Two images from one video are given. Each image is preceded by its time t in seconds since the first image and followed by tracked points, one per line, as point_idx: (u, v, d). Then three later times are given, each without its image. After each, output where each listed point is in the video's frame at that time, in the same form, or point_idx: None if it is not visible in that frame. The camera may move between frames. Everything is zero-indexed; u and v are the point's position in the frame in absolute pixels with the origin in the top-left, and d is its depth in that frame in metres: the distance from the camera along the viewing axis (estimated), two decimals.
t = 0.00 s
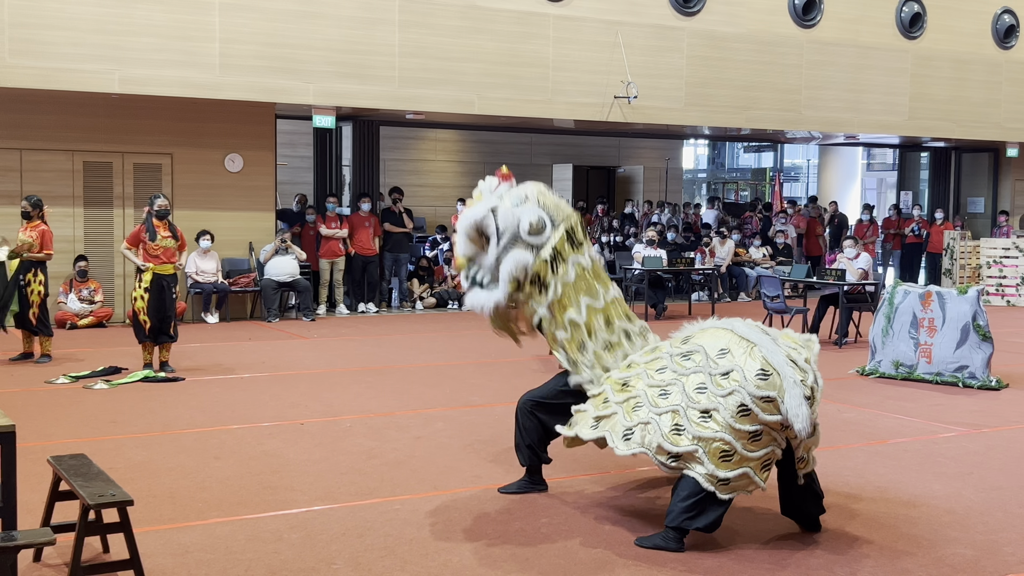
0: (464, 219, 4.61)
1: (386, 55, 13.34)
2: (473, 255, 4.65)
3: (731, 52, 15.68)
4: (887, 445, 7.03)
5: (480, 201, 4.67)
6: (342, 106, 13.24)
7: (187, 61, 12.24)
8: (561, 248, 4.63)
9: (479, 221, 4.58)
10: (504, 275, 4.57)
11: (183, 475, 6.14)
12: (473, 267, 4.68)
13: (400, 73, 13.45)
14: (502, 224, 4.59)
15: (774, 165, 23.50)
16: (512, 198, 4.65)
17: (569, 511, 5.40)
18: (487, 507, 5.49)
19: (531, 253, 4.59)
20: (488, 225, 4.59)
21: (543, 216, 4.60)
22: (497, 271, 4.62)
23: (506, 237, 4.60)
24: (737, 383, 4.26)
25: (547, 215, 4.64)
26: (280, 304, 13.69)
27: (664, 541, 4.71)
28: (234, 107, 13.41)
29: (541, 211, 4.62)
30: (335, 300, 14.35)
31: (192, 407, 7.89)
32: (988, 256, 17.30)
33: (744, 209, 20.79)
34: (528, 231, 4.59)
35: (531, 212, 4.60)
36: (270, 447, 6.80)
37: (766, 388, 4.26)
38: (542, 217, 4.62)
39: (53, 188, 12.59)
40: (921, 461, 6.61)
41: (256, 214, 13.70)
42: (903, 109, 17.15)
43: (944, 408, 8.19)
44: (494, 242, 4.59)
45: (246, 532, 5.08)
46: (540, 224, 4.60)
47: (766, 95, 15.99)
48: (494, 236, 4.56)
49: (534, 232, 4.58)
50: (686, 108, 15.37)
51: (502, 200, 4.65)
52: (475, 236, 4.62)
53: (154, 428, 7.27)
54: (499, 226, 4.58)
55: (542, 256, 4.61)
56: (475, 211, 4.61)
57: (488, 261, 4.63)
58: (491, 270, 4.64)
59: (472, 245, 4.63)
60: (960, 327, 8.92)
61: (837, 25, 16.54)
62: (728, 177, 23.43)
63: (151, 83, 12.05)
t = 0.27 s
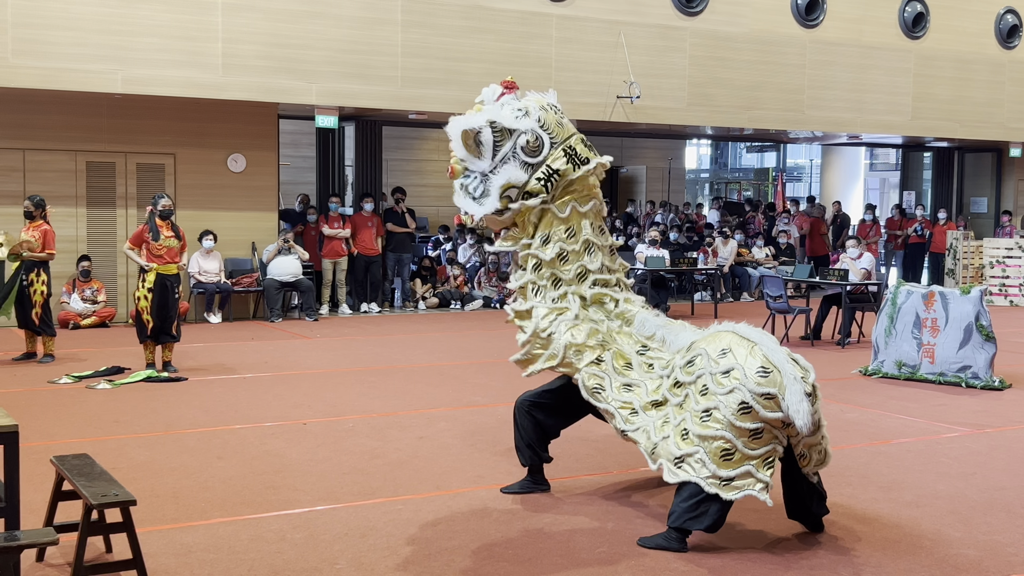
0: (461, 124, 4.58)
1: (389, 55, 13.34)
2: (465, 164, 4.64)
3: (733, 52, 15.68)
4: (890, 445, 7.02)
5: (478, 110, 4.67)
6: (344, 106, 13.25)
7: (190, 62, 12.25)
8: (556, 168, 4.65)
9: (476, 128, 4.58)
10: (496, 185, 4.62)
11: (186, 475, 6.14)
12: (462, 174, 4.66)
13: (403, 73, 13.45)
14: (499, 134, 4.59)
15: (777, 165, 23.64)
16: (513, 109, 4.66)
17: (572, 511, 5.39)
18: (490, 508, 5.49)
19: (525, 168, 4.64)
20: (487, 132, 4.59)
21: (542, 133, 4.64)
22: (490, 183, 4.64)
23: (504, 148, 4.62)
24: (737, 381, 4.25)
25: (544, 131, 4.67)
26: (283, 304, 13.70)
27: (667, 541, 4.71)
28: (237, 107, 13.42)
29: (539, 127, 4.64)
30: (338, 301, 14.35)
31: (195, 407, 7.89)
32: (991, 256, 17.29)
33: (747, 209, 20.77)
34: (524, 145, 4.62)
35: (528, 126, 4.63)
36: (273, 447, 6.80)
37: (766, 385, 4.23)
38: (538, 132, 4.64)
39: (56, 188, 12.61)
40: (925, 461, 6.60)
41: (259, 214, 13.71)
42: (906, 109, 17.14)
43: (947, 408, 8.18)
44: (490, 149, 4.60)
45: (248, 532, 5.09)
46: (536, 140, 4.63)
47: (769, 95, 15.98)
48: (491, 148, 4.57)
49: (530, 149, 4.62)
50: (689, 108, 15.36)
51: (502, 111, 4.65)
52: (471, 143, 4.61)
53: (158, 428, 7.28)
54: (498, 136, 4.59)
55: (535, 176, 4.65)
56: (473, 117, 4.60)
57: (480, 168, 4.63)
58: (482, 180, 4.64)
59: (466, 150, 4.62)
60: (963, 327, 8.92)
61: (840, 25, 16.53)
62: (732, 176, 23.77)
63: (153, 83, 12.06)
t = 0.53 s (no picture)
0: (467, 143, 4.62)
1: (390, 55, 13.34)
2: (470, 182, 4.70)
3: (734, 51, 15.67)
4: (891, 445, 7.02)
5: (485, 129, 4.71)
6: (345, 106, 13.25)
7: (191, 61, 12.25)
8: (561, 191, 4.70)
9: (482, 149, 4.63)
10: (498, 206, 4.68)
11: (187, 475, 6.14)
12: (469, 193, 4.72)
13: (404, 73, 13.46)
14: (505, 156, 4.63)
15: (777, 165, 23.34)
16: (520, 130, 4.70)
17: (572, 511, 5.39)
18: (491, 508, 5.48)
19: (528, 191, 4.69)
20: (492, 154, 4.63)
21: (547, 156, 4.67)
22: (493, 203, 4.70)
23: (508, 170, 4.66)
24: (737, 380, 4.25)
25: (551, 152, 4.70)
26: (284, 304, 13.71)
27: (668, 541, 4.71)
28: (238, 107, 13.42)
29: (545, 150, 4.67)
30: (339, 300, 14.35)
31: (196, 408, 7.89)
32: (992, 256, 17.29)
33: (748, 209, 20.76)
34: (530, 168, 4.66)
35: (534, 150, 4.66)
36: (274, 447, 6.80)
37: (766, 384, 4.23)
38: (544, 155, 4.67)
39: (57, 188, 12.61)
40: (926, 461, 6.60)
41: (260, 214, 13.71)
42: (907, 109, 17.13)
43: (948, 408, 8.17)
44: (495, 171, 4.65)
45: (249, 532, 5.09)
46: (543, 164, 4.66)
47: (770, 95, 15.97)
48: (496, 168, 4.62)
49: (536, 171, 4.66)
50: (690, 108, 15.36)
51: (509, 132, 4.70)
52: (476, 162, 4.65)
53: (158, 428, 7.27)
54: (503, 157, 4.64)
55: (540, 197, 4.71)
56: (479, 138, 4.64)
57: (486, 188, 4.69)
58: (487, 200, 4.71)
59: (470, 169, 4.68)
60: (964, 327, 8.91)
61: (841, 25, 16.53)
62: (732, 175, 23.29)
63: (154, 83, 12.06)
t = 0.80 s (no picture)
0: (465, 151, 4.72)
1: (391, 55, 13.34)
2: (472, 187, 4.76)
3: (735, 51, 15.67)
4: (891, 445, 7.02)
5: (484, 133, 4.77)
6: (346, 106, 13.24)
7: (192, 62, 12.25)
8: (560, 187, 4.67)
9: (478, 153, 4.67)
10: (497, 206, 4.66)
11: (187, 475, 6.14)
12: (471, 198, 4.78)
13: (404, 73, 13.46)
14: (499, 158, 4.65)
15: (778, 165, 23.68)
16: (517, 130, 4.72)
17: (573, 511, 5.39)
18: (491, 508, 5.49)
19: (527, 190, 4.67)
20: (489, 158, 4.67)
21: (544, 153, 4.66)
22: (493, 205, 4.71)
23: (506, 171, 4.68)
24: (739, 381, 4.25)
25: (549, 151, 4.69)
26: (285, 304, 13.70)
27: (668, 541, 4.71)
28: (238, 107, 13.42)
29: (543, 148, 4.67)
30: (339, 300, 14.36)
31: (196, 407, 7.89)
32: (993, 256, 17.31)
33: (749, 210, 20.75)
34: (528, 166, 4.66)
35: (531, 147, 4.66)
36: (274, 447, 6.80)
37: (768, 385, 4.22)
38: (541, 152, 4.66)
39: (57, 188, 12.61)
40: (926, 461, 6.60)
41: (260, 214, 13.72)
42: (908, 109, 17.13)
43: (948, 408, 8.17)
44: (491, 173, 4.68)
45: (249, 532, 5.09)
46: (540, 160, 4.66)
47: (770, 95, 15.97)
48: (493, 169, 4.65)
49: (533, 169, 4.66)
50: (690, 108, 15.35)
51: (506, 132, 4.74)
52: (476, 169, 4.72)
53: (159, 428, 7.27)
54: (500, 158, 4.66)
55: (540, 195, 4.69)
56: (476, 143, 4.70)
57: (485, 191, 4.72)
58: (488, 203, 4.73)
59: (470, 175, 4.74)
60: (964, 327, 8.90)
61: (842, 25, 16.53)
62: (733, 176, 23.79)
63: (155, 83, 12.06)
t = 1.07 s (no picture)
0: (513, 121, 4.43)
1: (392, 55, 13.34)
2: (509, 163, 4.45)
3: (737, 52, 15.67)
4: (893, 446, 7.02)
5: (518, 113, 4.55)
6: (348, 106, 13.25)
7: (194, 62, 12.26)
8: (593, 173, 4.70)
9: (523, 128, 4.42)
10: (549, 179, 4.47)
11: (189, 475, 6.14)
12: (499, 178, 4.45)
13: (406, 74, 13.46)
14: (547, 133, 4.44)
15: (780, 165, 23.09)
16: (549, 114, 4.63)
17: (574, 512, 5.39)
18: (493, 508, 5.48)
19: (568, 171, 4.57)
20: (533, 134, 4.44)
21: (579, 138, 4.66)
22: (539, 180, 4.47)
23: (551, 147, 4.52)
24: (741, 381, 4.25)
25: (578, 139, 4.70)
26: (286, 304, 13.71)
27: (670, 541, 4.70)
28: (240, 107, 13.43)
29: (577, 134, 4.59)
30: (341, 300, 14.36)
31: (198, 408, 7.90)
32: (995, 256, 17.37)
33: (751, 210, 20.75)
34: (568, 148, 4.55)
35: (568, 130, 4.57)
36: (276, 447, 6.81)
37: (771, 385, 4.23)
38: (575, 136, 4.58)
39: (60, 188, 12.62)
40: (928, 461, 6.60)
41: (262, 214, 13.73)
42: (910, 109, 17.12)
43: (950, 408, 8.17)
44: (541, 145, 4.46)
45: (251, 532, 5.09)
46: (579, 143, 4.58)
47: (772, 95, 15.97)
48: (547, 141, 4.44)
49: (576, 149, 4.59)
50: (692, 108, 15.35)
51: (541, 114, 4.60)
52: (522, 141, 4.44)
53: (161, 428, 7.28)
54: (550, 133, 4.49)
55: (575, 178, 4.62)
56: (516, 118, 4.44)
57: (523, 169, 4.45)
58: (524, 182, 4.46)
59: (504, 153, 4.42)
60: (966, 327, 8.90)
61: (843, 25, 16.52)
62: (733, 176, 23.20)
63: (157, 83, 12.07)
